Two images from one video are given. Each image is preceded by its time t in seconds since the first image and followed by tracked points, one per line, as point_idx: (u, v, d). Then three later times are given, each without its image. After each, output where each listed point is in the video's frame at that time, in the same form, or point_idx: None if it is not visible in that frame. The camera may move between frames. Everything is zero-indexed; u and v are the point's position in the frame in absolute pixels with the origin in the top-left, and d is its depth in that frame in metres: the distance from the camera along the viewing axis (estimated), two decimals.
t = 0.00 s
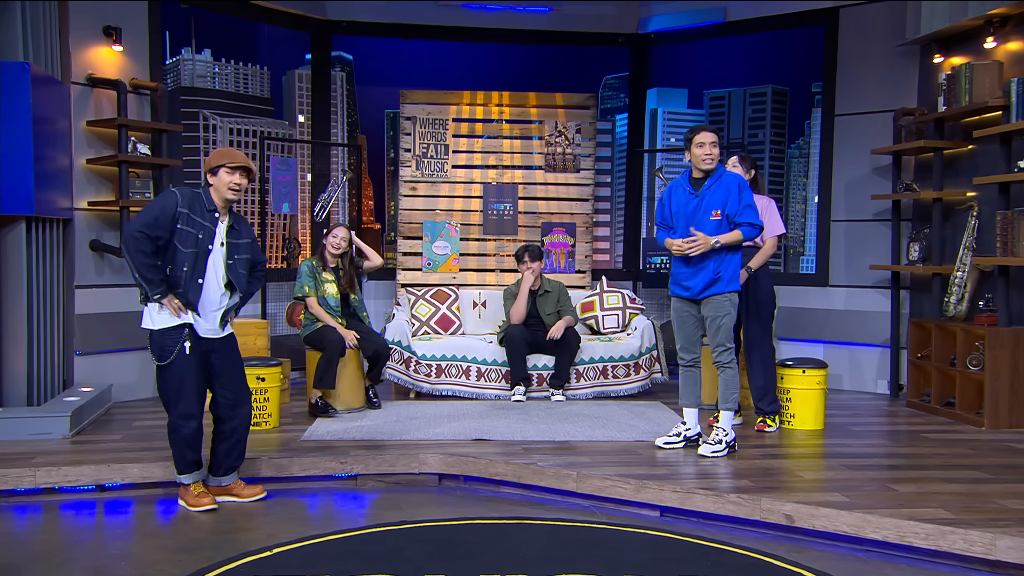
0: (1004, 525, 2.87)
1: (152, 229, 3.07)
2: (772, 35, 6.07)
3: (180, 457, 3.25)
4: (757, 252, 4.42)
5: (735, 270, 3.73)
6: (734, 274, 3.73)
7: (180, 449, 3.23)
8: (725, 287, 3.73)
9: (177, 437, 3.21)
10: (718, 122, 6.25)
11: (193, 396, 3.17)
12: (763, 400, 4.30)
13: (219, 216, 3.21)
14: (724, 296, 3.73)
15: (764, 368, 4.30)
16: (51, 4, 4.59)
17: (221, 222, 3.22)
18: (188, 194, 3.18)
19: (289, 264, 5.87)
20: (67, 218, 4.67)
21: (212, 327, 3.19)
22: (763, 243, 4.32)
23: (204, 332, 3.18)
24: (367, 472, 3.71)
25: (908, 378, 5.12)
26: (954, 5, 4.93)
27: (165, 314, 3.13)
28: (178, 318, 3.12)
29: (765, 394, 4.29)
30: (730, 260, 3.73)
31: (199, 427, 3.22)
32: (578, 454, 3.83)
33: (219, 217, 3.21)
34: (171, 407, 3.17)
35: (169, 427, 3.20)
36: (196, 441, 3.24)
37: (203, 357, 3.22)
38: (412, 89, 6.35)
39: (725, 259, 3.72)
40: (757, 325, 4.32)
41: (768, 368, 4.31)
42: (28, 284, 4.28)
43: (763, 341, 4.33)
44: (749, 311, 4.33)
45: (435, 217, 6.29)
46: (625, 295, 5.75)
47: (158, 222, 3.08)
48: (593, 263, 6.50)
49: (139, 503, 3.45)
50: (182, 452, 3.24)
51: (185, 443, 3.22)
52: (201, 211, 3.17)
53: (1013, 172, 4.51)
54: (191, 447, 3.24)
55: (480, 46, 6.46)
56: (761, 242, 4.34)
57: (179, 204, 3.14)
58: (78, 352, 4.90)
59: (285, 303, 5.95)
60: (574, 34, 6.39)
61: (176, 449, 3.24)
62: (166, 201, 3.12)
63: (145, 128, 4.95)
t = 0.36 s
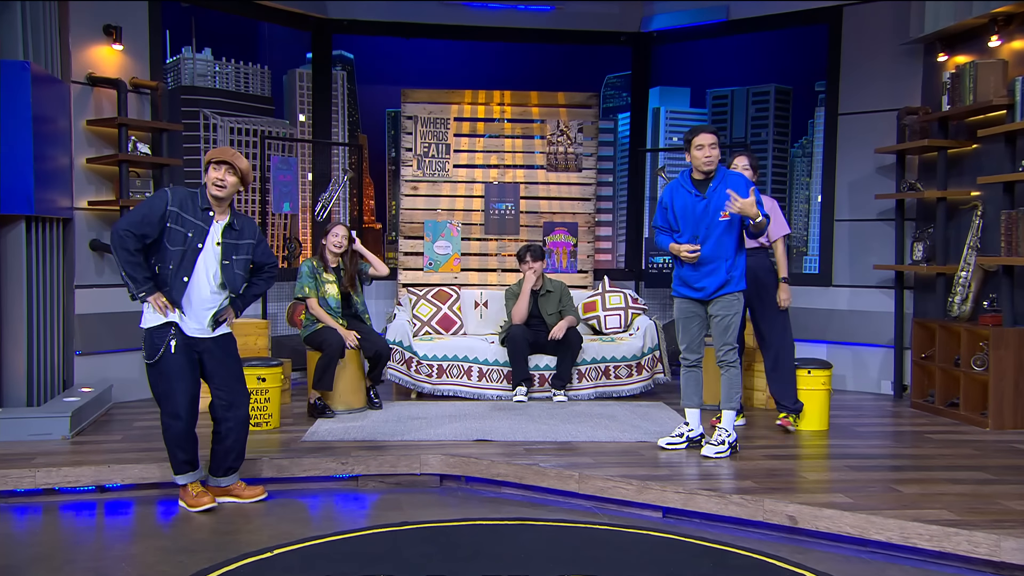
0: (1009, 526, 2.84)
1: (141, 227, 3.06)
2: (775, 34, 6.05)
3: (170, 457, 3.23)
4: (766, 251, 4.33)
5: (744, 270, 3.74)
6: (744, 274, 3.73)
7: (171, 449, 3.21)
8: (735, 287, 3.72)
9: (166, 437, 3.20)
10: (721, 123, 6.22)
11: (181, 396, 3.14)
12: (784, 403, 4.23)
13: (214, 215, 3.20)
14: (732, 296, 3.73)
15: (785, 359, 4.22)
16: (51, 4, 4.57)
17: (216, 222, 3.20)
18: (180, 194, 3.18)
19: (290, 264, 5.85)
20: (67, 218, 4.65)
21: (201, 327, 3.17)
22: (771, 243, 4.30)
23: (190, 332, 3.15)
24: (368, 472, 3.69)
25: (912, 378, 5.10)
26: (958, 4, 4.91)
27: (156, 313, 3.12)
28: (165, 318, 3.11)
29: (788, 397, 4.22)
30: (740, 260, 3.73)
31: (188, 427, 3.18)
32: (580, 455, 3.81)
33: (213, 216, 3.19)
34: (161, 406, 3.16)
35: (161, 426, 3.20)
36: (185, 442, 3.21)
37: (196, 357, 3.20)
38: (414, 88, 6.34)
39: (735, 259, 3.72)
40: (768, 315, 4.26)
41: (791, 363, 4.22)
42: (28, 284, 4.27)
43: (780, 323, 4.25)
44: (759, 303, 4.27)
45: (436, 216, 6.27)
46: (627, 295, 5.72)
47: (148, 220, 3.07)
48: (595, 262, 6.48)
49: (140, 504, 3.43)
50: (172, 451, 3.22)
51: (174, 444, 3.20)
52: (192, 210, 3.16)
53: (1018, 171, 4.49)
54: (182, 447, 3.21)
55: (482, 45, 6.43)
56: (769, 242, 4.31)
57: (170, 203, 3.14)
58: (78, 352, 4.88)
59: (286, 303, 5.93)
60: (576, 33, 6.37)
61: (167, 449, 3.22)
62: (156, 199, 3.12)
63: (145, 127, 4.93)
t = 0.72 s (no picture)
0: (1012, 527, 2.82)
1: (134, 230, 3.06)
2: (777, 32, 6.03)
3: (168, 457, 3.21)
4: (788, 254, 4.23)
5: (745, 271, 3.70)
6: (743, 275, 3.68)
7: (169, 448, 3.20)
8: (734, 288, 3.68)
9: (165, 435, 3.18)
10: (723, 122, 6.22)
11: (179, 394, 3.13)
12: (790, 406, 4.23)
13: (208, 211, 3.18)
14: (731, 297, 3.69)
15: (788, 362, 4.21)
16: (49, 3, 4.55)
17: (209, 218, 3.17)
18: (172, 193, 3.16)
19: (289, 264, 5.83)
20: (66, 218, 4.63)
21: (203, 326, 3.14)
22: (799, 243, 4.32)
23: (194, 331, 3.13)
24: (368, 473, 3.68)
25: (915, 379, 5.08)
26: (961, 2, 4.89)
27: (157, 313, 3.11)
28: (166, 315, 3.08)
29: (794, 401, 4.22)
30: (740, 261, 3.69)
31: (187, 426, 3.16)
32: (581, 455, 3.79)
33: (207, 213, 3.17)
34: (161, 403, 3.15)
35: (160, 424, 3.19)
36: (183, 441, 3.19)
37: (198, 357, 3.18)
38: (414, 87, 6.32)
39: (735, 260, 3.68)
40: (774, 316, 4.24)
41: (795, 365, 4.21)
42: (27, 284, 4.25)
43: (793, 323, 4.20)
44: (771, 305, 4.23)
45: (436, 216, 6.25)
46: (628, 295, 5.70)
47: (140, 223, 3.07)
48: (596, 262, 6.47)
49: (139, 505, 3.41)
50: (170, 451, 3.20)
51: (172, 442, 3.18)
52: (184, 210, 3.14)
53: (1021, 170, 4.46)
54: (179, 446, 3.19)
55: (482, 44, 6.40)
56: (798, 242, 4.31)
57: (161, 204, 3.13)
58: (77, 352, 4.86)
59: (286, 303, 5.91)
60: (577, 31, 6.35)
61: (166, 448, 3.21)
62: (147, 201, 3.11)
63: (144, 127, 4.91)
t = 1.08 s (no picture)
0: (1015, 528, 2.80)
1: (136, 235, 3.05)
2: (778, 31, 6.02)
3: (175, 455, 3.20)
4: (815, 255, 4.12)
5: (737, 275, 3.64)
6: (734, 279, 3.65)
7: (176, 446, 3.18)
8: (725, 291, 3.66)
9: (174, 433, 3.17)
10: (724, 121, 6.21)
11: (192, 392, 3.12)
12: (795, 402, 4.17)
13: (206, 208, 3.16)
14: (723, 300, 3.67)
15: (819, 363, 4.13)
16: (48, 3, 4.54)
17: (208, 214, 3.16)
18: (167, 193, 3.12)
19: (289, 264, 5.81)
20: (64, 217, 4.62)
21: (220, 322, 3.15)
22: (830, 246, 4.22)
23: (212, 327, 3.13)
24: (367, 473, 3.66)
25: (917, 379, 5.06)
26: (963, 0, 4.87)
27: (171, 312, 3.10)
28: (182, 314, 3.08)
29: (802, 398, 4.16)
30: (729, 265, 3.66)
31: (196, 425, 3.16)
32: (582, 456, 3.77)
33: (206, 211, 3.15)
34: (172, 401, 3.15)
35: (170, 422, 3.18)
36: (192, 440, 3.19)
37: (212, 356, 3.17)
38: (414, 86, 6.30)
39: (725, 264, 3.66)
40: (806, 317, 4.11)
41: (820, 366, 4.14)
42: (25, 284, 4.23)
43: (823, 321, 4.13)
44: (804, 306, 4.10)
45: (436, 216, 6.23)
46: (629, 295, 5.68)
47: (141, 228, 3.05)
48: (596, 262, 6.45)
49: (138, 506, 3.40)
50: (177, 449, 3.19)
51: (180, 441, 3.17)
52: (182, 209, 3.11)
53: None
54: (189, 444, 3.18)
55: (482, 42, 6.39)
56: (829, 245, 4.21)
57: (158, 206, 3.09)
58: (76, 353, 4.85)
59: (285, 303, 5.89)
60: (577, 30, 6.34)
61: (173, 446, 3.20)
62: (144, 205, 3.08)
63: (143, 126, 4.90)
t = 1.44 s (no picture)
0: (1016, 528, 2.79)
1: (149, 241, 2.99)
2: (779, 31, 6.01)
3: (183, 456, 3.18)
4: (835, 256, 3.99)
5: (742, 277, 3.70)
6: (738, 280, 3.71)
7: (184, 447, 3.16)
8: (730, 292, 3.74)
9: (183, 434, 3.15)
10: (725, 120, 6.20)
11: (206, 391, 3.12)
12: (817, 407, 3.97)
13: (213, 208, 3.17)
14: (728, 301, 3.75)
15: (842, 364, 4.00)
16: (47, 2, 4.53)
17: (217, 215, 3.17)
18: (174, 197, 3.09)
19: (288, 264, 5.80)
20: (63, 217, 4.60)
21: (237, 322, 3.16)
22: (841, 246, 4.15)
23: (229, 327, 3.14)
24: (367, 474, 3.65)
25: (918, 379, 5.05)
26: None
27: (186, 313, 3.08)
28: (199, 316, 3.08)
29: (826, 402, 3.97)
30: (732, 267, 3.74)
31: (207, 425, 3.15)
32: (582, 456, 3.76)
33: (214, 211, 3.16)
34: (183, 401, 3.11)
35: (178, 422, 3.14)
36: (201, 440, 3.17)
37: (223, 355, 3.16)
38: (413, 85, 6.29)
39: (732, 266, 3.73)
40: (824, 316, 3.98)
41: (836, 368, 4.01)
42: (24, 284, 4.21)
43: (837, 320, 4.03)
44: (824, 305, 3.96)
45: (436, 216, 6.22)
46: (629, 294, 5.67)
47: (154, 234, 3.01)
48: (596, 262, 6.44)
49: (137, 506, 3.38)
50: (185, 450, 3.17)
51: (190, 441, 3.15)
52: (192, 212, 3.10)
53: None
54: (197, 445, 3.17)
55: (481, 42, 6.38)
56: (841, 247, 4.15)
57: (170, 211, 3.06)
58: (74, 353, 4.83)
59: (285, 303, 5.87)
60: (577, 29, 6.34)
61: (180, 447, 3.17)
62: (156, 210, 3.04)
63: (142, 125, 4.89)
